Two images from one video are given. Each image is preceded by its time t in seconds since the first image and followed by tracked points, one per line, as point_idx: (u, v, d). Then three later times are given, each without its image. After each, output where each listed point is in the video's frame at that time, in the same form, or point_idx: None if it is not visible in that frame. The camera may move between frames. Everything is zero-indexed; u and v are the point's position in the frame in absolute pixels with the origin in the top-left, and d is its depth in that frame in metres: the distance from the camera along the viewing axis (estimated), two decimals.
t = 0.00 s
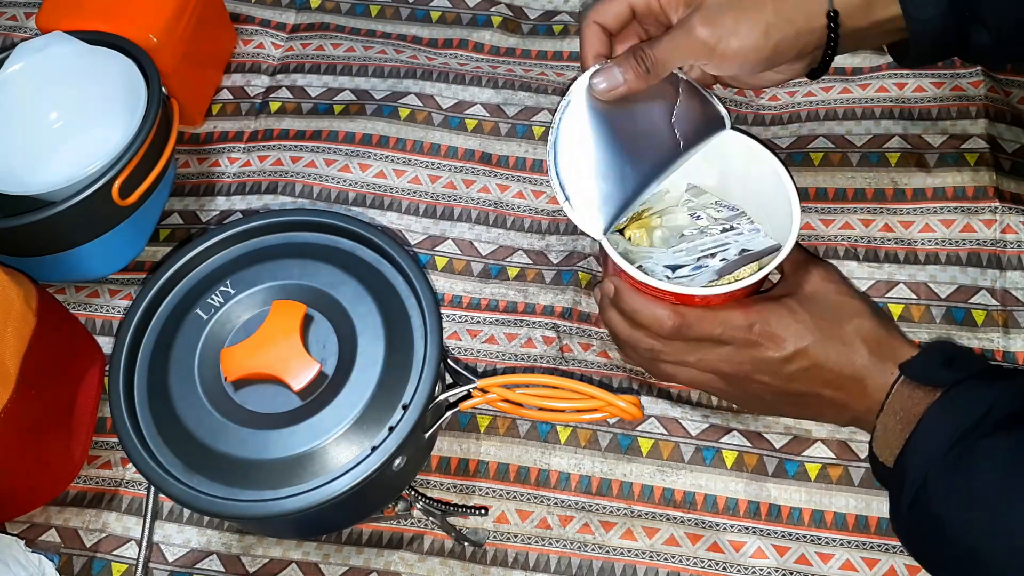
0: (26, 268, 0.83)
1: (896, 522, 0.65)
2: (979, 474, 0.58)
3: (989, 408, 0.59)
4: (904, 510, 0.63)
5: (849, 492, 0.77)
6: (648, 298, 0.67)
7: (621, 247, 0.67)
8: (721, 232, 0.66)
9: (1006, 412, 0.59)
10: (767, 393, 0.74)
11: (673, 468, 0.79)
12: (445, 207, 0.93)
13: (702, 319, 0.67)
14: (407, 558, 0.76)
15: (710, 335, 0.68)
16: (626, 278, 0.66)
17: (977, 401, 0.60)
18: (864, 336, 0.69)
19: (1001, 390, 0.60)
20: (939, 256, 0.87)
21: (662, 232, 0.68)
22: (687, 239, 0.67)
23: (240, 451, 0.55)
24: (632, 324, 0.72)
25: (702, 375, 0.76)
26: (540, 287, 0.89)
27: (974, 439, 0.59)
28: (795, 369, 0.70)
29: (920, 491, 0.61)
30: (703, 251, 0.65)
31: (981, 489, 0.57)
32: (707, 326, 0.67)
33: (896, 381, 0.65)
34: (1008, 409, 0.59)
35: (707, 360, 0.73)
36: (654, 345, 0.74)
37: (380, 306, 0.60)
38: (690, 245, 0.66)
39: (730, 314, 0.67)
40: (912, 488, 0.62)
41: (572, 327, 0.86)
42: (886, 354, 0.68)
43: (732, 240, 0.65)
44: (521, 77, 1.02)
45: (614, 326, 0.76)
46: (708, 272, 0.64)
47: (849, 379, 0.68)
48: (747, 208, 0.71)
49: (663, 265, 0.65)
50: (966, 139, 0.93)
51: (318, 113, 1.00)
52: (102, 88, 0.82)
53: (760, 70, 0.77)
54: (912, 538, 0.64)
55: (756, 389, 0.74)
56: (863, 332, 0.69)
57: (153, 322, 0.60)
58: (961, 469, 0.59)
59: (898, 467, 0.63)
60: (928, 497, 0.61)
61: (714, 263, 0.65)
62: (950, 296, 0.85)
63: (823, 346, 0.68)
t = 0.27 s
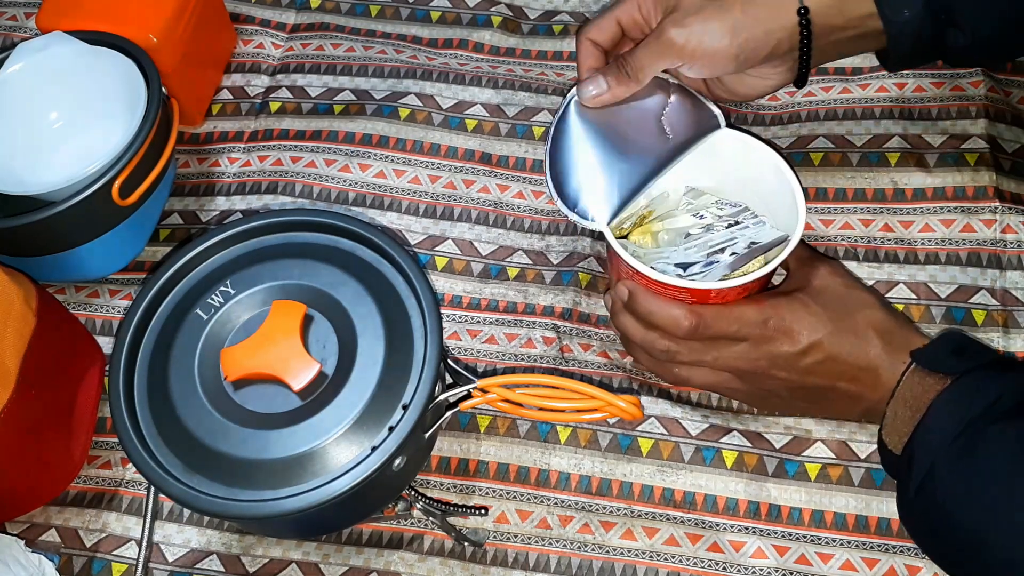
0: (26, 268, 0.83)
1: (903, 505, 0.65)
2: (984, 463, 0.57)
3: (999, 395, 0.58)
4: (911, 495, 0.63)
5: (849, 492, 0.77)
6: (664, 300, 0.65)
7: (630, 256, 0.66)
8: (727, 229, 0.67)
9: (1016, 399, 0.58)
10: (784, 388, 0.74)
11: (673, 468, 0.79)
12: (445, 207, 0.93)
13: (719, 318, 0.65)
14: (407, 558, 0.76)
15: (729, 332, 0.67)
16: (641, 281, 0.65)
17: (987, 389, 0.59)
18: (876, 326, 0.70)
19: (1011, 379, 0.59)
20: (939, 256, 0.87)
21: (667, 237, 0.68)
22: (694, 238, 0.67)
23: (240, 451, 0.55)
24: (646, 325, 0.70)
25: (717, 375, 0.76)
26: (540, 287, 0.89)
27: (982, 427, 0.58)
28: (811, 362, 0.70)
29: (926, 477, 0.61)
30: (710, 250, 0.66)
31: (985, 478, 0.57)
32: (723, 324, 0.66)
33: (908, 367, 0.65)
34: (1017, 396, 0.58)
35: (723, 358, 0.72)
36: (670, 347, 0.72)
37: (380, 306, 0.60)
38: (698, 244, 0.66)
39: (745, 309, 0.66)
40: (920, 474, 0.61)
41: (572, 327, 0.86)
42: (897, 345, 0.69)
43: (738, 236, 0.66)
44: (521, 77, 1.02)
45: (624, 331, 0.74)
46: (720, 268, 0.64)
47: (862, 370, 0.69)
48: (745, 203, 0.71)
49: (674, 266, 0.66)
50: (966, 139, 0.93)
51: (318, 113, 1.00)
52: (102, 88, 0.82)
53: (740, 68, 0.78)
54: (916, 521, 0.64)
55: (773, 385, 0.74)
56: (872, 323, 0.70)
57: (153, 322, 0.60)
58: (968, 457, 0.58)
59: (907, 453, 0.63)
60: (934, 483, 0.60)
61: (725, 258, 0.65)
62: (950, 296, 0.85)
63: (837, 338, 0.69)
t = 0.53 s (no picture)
0: (26, 268, 0.83)
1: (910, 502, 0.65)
2: (992, 462, 0.57)
3: (1009, 395, 0.58)
4: (918, 492, 0.63)
5: (849, 491, 0.77)
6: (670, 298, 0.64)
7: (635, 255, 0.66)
8: (729, 223, 0.66)
9: None
10: (794, 382, 0.73)
11: (674, 468, 0.79)
12: (445, 207, 0.93)
13: (726, 313, 0.65)
14: (407, 558, 0.76)
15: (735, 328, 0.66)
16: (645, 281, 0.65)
17: (998, 388, 0.58)
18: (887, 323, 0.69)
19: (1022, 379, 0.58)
20: (939, 256, 0.87)
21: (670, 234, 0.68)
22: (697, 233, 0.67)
23: (240, 451, 0.55)
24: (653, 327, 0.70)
25: (727, 372, 0.74)
26: (540, 287, 0.89)
27: (991, 427, 0.58)
28: (820, 356, 0.69)
29: (935, 475, 0.61)
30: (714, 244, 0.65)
31: (994, 477, 0.56)
32: (731, 319, 0.65)
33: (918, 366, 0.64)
34: None
35: (730, 355, 0.71)
36: (678, 348, 0.71)
37: (380, 306, 0.60)
38: (701, 240, 0.66)
39: (751, 303, 0.66)
40: (928, 472, 0.61)
41: (572, 327, 0.86)
42: (909, 342, 0.69)
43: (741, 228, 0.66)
44: (521, 77, 1.02)
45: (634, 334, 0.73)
46: (725, 262, 0.64)
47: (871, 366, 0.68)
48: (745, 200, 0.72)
49: (680, 263, 0.65)
50: (966, 139, 0.93)
51: (318, 113, 1.00)
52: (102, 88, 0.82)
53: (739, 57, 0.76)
54: (923, 518, 0.64)
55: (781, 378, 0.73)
56: (887, 320, 0.69)
57: (153, 322, 0.60)
58: (977, 456, 0.58)
59: (914, 451, 0.63)
60: (942, 481, 0.60)
61: (730, 253, 0.65)
62: (949, 296, 0.85)
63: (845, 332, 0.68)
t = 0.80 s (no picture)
0: (26, 268, 0.83)
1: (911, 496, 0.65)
2: (999, 458, 0.58)
3: (1014, 389, 0.58)
4: (921, 486, 0.62)
5: (849, 491, 0.77)
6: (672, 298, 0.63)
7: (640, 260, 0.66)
8: (730, 223, 0.66)
9: None
10: (798, 380, 0.72)
11: (674, 468, 0.79)
12: (445, 207, 0.93)
13: (728, 312, 0.63)
14: (407, 558, 0.76)
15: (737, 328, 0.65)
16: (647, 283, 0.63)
17: (1003, 383, 0.59)
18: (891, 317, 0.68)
19: None
20: (939, 256, 0.87)
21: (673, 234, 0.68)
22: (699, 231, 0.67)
23: (241, 451, 0.55)
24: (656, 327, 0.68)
25: (728, 373, 0.73)
26: (540, 287, 0.89)
27: (997, 422, 0.58)
28: (825, 353, 0.68)
29: (940, 470, 0.61)
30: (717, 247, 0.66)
31: (1001, 473, 0.57)
32: (732, 318, 0.64)
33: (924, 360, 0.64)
34: None
35: (736, 355, 0.69)
36: (681, 350, 0.70)
37: (380, 306, 0.60)
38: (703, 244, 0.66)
39: (755, 301, 0.64)
40: (934, 467, 0.61)
41: (572, 327, 0.86)
42: (913, 337, 0.68)
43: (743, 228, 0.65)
44: (521, 77, 1.02)
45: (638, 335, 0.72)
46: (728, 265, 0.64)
47: (876, 362, 0.67)
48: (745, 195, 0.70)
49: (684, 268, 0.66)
50: (966, 139, 0.93)
51: (318, 113, 1.00)
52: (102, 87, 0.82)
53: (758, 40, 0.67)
54: (924, 512, 0.64)
55: (785, 377, 0.72)
56: (890, 315, 0.68)
57: (153, 321, 0.60)
58: (982, 451, 0.58)
59: (920, 447, 0.62)
60: (947, 476, 0.60)
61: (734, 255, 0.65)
62: (949, 296, 0.85)
63: (851, 329, 0.67)
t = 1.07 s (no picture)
0: (26, 268, 0.83)
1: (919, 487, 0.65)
2: (1007, 451, 0.58)
3: None
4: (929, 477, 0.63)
5: (849, 491, 0.77)
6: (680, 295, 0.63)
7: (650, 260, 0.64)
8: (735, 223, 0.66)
9: None
10: (808, 374, 0.71)
11: (674, 468, 0.79)
12: (445, 207, 0.93)
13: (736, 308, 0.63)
14: (407, 558, 0.76)
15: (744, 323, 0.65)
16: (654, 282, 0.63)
17: (1014, 376, 0.59)
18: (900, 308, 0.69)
19: None
20: (939, 256, 0.87)
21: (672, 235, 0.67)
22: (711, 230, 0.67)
23: (240, 451, 0.55)
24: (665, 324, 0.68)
25: (736, 368, 0.73)
26: (540, 287, 0.89)
27: (1006, 415, 0.58)
28: (835, 345, 0.68)
29: (949, 461, 0.61)
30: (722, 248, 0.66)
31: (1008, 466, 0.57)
32: (740, 313, 0.64)
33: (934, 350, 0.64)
34: None
35: (746, 350, 0.69)
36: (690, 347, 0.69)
37: (380, 306, 0.60)
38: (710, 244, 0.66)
39: (762, 295, 0.64)
40: (942, 457, 0.61)
41: (572, 327, 0.86)
42: (921, 326, 0.68)
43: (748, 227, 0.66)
44: (521, 77, 1.02)
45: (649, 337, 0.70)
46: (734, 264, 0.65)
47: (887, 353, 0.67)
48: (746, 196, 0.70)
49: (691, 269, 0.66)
50: (966, 139, 0.93)
51: (317, 113, 1.00)
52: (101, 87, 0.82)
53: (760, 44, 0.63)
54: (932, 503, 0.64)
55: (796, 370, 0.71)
56: (896, 305, 0.69)
57: (152, 321, 0.60)
58: (991, 444, 0.59)
59: (928, 437, 0.62)
60: (954, 468, 0.61)
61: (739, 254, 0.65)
62: (949, 296, 0.85)
63: (859, 320, 0.67)
